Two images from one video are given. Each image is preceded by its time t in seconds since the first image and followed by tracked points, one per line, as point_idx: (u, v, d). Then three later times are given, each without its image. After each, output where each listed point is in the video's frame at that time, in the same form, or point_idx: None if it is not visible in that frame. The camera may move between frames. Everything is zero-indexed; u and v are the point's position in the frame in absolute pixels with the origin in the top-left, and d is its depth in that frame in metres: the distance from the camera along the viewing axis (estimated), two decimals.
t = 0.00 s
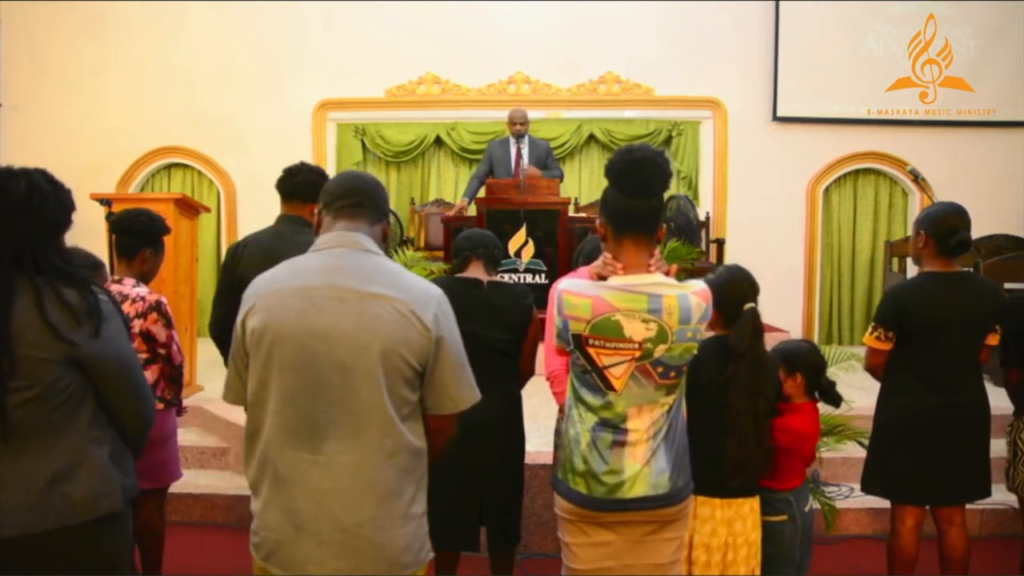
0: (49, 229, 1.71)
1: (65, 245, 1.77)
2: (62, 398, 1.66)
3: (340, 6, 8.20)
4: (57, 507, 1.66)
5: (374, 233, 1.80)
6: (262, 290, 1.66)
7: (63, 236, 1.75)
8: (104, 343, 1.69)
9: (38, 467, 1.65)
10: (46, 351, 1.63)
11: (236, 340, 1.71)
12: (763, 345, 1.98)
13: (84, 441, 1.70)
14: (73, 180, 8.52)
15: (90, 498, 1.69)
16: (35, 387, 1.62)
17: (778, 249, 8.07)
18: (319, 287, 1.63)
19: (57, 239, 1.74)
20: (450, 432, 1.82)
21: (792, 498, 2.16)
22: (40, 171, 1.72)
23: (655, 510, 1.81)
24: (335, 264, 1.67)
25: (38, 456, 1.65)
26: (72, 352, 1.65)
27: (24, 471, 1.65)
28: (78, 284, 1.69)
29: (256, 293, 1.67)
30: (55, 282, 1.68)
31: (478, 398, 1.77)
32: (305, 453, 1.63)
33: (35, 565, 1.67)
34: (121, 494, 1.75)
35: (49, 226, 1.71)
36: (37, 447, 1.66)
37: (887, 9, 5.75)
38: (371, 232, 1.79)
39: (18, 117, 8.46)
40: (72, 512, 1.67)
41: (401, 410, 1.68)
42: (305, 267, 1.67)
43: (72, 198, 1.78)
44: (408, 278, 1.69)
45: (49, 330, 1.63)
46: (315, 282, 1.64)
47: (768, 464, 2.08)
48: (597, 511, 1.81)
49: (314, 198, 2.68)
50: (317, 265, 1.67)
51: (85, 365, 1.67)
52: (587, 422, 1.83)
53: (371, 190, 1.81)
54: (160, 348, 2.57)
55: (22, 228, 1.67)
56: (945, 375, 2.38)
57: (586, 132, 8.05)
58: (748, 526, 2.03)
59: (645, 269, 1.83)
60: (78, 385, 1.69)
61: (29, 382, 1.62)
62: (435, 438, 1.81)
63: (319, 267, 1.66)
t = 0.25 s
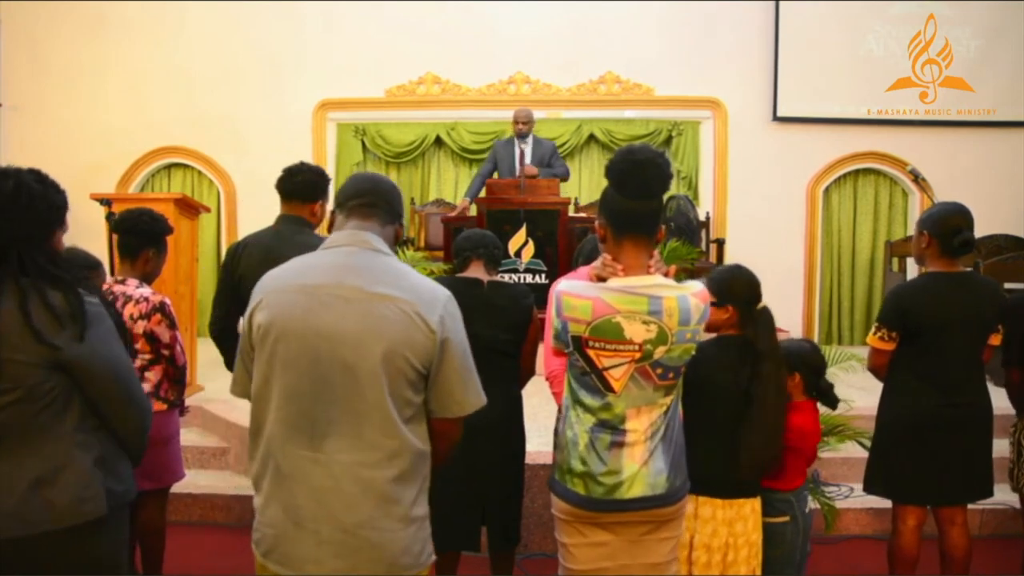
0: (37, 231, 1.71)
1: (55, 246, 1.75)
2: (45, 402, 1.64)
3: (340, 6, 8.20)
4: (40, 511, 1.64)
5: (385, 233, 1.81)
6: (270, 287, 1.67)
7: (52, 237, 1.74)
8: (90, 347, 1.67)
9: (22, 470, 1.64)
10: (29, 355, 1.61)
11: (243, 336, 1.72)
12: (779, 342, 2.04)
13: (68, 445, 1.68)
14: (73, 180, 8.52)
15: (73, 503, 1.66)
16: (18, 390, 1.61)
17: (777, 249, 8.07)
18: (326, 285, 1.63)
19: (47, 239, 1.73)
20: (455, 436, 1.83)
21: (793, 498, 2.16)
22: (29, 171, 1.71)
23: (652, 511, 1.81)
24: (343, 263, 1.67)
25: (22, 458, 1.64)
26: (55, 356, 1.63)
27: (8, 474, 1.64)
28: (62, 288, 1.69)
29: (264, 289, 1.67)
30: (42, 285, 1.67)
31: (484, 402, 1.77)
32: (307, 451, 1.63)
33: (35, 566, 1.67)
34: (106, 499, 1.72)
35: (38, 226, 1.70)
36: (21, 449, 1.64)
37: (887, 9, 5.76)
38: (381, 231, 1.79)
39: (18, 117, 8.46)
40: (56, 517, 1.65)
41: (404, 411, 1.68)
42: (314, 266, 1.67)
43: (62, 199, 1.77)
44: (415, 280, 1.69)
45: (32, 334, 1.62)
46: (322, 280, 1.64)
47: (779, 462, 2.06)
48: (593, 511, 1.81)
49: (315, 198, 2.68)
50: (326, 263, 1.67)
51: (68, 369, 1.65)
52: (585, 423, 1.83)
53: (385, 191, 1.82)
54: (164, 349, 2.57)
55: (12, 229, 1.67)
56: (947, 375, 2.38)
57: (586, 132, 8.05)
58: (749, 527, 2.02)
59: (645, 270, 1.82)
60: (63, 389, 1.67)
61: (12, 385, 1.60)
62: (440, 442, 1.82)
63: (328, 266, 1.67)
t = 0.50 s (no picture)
0: (30, 231, 1.70)
1: (49, 246, 1.75)
2: (36, 402, 1.63)
3: (340, 6, 8.20)
4: (31, 512, 1.64)
5: (391, 235, 1.82)
6: (274, 285, 1.67)
7: (46, 236, 1.73)
8: (82, 348, 1.66)
9: (14, 471, 1.64)
10: (20, 356, 1.61)
11: (247, 335, 1.72)
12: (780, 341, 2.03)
13: (61, 446, 1.67)
14: (73, 180, 8.52)
15: (64, 505, 1.66)
16: (9, 391, 1.61)
17: (777, 249, 8.07)
18: (330, 285, 1.63)
19: (42, 240, 1.73)
20: (458, 438, 1.85)
21: (794, 498, 2.15)
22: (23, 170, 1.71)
23: (648, 511, 1.81)
24: (348, 263, 1.67)
25: (15, 459, 1.64)
26: (46, 357, 1.63)
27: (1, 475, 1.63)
28: (55, 288, 1.68)
29: (269, 288, 1.68)
30: (35, 286, 1.66)
31: (486, 404, 1.77)
32: (308, 450, 1.63)
33: (35, 566, 1.67)
34: (99, 501, 1.71)
35: (32, 226, 1.69)
36: (14, 451, 1.64)
37: (887, 9, 5.75)
38: (387, 232, 1.80)
39: (18, 117, 8.45)
40: (48, 519, 1.65)
41: (406, 412, 1.67)
42: (319, 265, 1.67)
43: (57, 199, 1.76)
44: (418, 280, 1.69)
45: (23, 334, 1.61)
46: (326, 279, 1.64)
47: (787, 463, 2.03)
48: (590, 511, 1.81)
49: (315, 197, 2.67)
50: (331, 262, 1.67)
51: (60, 370, 1.64)
52: (582, 424, 1.83)
53: (393, 192, 1.83)
54: (165, 349, 2.57)
55: (8, 229, 1.67)
56: (949, 376, 2.38)
57: (586, 132, 8.05)
58: (750, 527, 2.03)
59: (643, 272, 1.83)
60: (55, 390, 1.66)
61: (3, 386, 1.60)
62: (442, 443, 1.84)
63: (332, 265, 1.67)
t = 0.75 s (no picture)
0: (28, 231, 1.70)
1: (47, 246, 1.75)
2: (33, 403, 1.63)
3: (340, 6, 8.20)
4: (28, 513, 1.63)
5: (394, 236, 1.82)
6: (276, 284, 1.67)
7: (45, 237, 1.73)
8: (79, 349, 1.65)
9: (12, 471, 1.63)
10: (18, 356, 1.61)
11: (249, 334, 1.72)
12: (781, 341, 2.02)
13: (58, 447, 1.67)
14: (73, 180, 8.52)
15: (62, 505, 1.65)
16: (6, 392, 1.60)
17: (777, 249, 8.07)
18: (333, 284, 1.63)
19: (40, 240, 1.73)
20: (457, 437, 1.83)
21: (795, 498, 2.15)
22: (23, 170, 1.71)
23: (641, 513, 1.80)
24: (351, 262, 1.67)
25: (13, 459, 1.64)
26: (43, 358, 1.62)
27: None
28: (52, 289, 1.68)
29: (271, 286, 1.68)
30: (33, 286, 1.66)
31: (487, 405, 1.76)
32: (309, 448, 1.63)
33: (34, 566, 1.66)
34: (97, 502, 1.71)
35: (31, 226, 1.70)
36: (11, 451, 1.64)
37: (887, 9, 5.75)
38: (389, 232, 1.80)
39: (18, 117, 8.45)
40: (45, 520, 1.64)
41: (407, 411, 1.67)
42: (321, 264, 1.67)
43: (54, 199, 1.75)
44: (421, 280, 1.69)
45: (20, 335, 1.61)
46: (329, 278, 1.64)
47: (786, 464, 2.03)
48: (581, 511, 1.81)
49: (315, 197, 2.67)
50: (334, 262, 1.67)
51: (58, 370, 1.64)
52: (577, 426, 1.83)
53: (395, 194, 1.83)
54: (166, 349, 2.57)
55: (7, 229, 1.67)
56: (950, 375, 2.38)
57: (586, 132, 8.04)
58: (749, 527, 2.02)
59: (637, 275, 1.82)
60: (53, 390, 1.66)
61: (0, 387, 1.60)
62: (443, 443, 1.82)
63: (335, 264, 1.67)
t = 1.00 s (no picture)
0: (29, 231, 1.70)
1: (47, 245, 1.75)
2: (36, 403, 1.63)
3: (340, 6, 8.20)
4: (31, 513, 1.63)
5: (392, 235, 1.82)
6: (275, 284, 1.67)
7: (46, 236, 1.73)
8: (82, 349, 1.65)
9: (15, 472, 1.63)
10: (21, 356, 1.60)
11: (247, 335, 1.72)
12: (780, 341, 2.02)
13: (61, 447, 1.67)
14: (73, 180, 8.52)
15: (65, 505, 1.65)
16: (9, 392, 1.60)
17: (777, 249, 8.07)
18: (332, 283, 1.63)
19: (41, 240, 1.73)
20: (457, 435, 1.83)
21: (796, 498, 2.15)
22: (23, 170, 1.71)
23: (637, 514, 1.80)
24: (349, 261, 1.67)
25: (15, 460, 1.63)
26: (46, 358, 1.62)
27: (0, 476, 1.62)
28: (54, 288, 1.67)
29: (269, 287, 1.67)
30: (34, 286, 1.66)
31: (485, 403, 1.77)
32: (310, 448, 1.63)
33: (34, 566, 1.66)
34: (100, 501, 1.71)
35: (31, 226, 1.69)
36: (13, 451, 1.64)
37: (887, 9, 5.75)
38: (387, 232, 1.80)
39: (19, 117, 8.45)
40: (48, 520, 1.64)
41: (406, 410, 1.67)
42: (320, 264, 1.67)
43: (54, 199, 1.75)
44: (419, 279, 1.69)
45: (23, 335, 1.61)
46: (328, 278, 1.64)
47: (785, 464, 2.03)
48: (577, 511, 1.81)
49: (315, 197, 2.67)
50: (333, 262, 1.67)
51: (60, 370, 1.63)
52: (574, 427, 1.84)
53: (391, 195, 1.84)
54: (166, 349, 2.57)
55: (8, 229, 1.67)
56: (950, 375, 2.38)
57: (586, 132, 8.04)
58: (749, 527, 2.02)
59: (634, 277, 1.82)
60: (56, 390, 1.66)
61: (3, 387, 1.59)
62: (442, 441, 1.82)
63: (334, 264, 1.67)
